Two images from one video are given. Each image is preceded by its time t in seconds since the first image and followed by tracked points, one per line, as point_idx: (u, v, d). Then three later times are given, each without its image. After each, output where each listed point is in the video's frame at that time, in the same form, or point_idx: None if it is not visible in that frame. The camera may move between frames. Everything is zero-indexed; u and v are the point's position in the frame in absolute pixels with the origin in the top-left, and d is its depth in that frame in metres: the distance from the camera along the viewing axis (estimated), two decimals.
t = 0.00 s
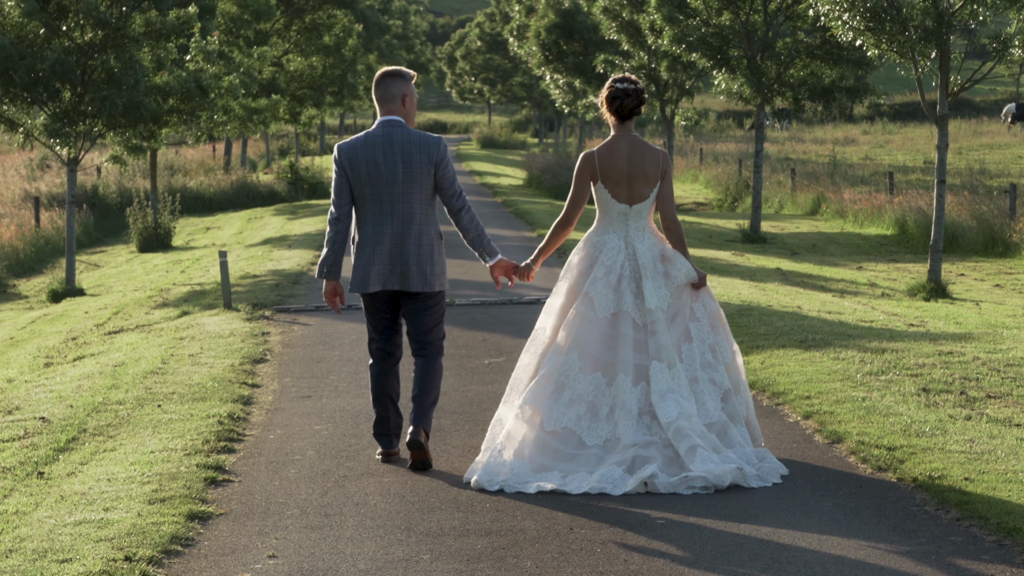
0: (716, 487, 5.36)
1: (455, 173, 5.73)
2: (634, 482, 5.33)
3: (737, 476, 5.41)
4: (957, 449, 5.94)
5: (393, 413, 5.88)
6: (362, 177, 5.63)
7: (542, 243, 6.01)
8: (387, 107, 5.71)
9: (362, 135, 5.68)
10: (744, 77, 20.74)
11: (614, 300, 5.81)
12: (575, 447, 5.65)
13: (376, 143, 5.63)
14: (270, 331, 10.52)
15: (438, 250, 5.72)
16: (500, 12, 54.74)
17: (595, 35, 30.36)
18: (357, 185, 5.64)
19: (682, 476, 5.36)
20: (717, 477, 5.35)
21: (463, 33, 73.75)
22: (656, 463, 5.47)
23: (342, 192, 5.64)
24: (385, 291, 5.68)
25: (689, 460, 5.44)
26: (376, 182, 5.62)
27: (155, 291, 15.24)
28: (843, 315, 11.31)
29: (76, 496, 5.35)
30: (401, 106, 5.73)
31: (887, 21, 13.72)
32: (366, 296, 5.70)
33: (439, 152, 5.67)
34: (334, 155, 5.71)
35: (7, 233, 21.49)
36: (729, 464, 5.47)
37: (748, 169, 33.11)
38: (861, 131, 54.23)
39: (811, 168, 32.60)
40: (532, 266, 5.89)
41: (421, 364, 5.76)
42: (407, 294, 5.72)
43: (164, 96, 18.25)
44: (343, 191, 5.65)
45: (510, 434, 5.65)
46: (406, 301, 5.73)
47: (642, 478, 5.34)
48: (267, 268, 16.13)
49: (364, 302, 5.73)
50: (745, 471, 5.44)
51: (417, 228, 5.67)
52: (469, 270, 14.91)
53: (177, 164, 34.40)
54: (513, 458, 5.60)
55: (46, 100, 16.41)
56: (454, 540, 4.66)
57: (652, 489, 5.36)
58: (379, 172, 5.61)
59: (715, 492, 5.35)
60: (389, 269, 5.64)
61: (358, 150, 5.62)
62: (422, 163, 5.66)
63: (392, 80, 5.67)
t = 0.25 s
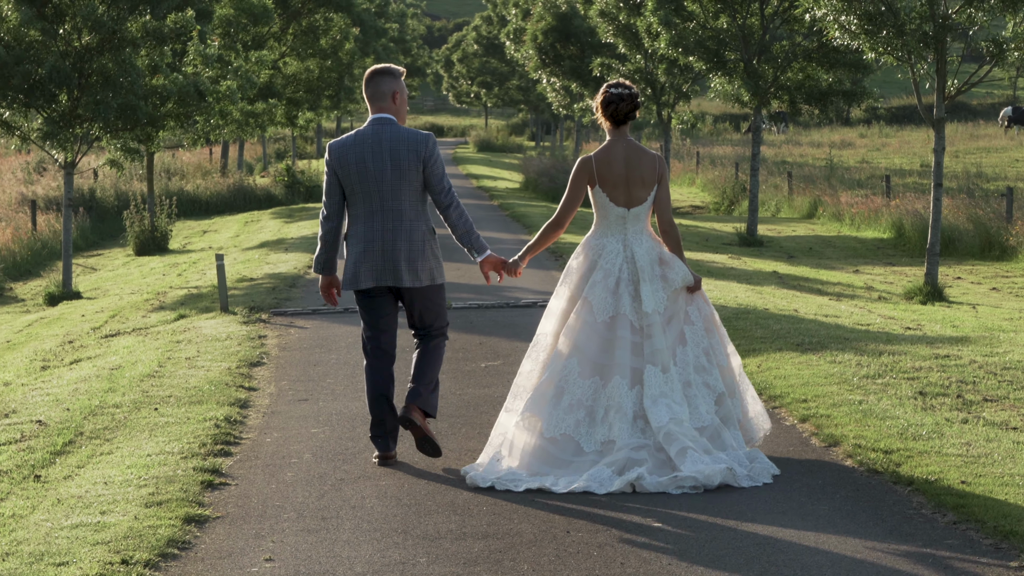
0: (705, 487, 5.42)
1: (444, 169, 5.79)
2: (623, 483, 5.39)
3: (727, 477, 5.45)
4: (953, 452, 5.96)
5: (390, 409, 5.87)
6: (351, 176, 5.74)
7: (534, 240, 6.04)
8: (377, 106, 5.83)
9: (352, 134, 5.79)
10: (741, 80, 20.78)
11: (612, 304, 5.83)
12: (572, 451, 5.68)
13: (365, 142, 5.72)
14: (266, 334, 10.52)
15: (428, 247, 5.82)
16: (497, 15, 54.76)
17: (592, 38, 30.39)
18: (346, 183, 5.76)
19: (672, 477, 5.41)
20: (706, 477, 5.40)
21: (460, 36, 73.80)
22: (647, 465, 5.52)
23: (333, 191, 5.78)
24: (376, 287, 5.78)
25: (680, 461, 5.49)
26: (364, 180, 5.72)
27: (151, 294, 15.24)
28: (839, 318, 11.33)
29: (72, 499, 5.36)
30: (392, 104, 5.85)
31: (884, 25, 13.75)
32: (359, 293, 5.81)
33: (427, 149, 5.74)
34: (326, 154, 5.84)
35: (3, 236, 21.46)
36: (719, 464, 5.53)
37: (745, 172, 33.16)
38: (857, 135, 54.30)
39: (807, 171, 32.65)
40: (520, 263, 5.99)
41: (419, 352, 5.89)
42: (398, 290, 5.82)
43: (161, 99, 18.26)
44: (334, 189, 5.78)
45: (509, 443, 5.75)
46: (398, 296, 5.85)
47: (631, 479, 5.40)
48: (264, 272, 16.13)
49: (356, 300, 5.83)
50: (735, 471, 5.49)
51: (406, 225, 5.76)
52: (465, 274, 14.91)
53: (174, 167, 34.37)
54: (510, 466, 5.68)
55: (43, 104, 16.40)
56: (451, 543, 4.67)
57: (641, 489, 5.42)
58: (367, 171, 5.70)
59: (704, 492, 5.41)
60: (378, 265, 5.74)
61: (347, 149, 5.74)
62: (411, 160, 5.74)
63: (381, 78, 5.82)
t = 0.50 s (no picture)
0: (698, 486, 5.45)
1: (441, 170, 5.80)
2: (618, 481, 5.43)
3: (720, 475, 5.49)
4: (951, 454, 5.96)
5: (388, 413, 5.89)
6: (349, 179, 5.75)
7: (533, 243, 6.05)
8: (375, 108, 5.82)
9: (350, 136, 5.80)
10: (739, 82, 20.79)
11: (611, 305, 5.86)
12: (570, 450, 5.70)
13: (363, 145, 5.74)
14: (264, 336, 10.50)
15: (426, 248, 5.86)
16: (495, 17, 54.76)
17: (590, 40, 30.38)
18: (345, 186, 5.78)
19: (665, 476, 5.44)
20: (700, 477, 5.43)
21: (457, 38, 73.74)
22: (643, 464, 5.54)
23: (331, 193, 5.80)
24: (376, 289, 5.80)
25: (675, 460, 5.51)
26: (362, 183, 5.74)
27: (149, 296, 15.23)
28: (837, 320, 11.34)
29: (70, 500, 5.35)
30: (389, 106, 5.85)
31: (883, 26, 13.77)
32: (357, 294, 5.85)
33: (424, 151, 5.75)
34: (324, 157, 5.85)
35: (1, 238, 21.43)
36: (713, 463, 5.55)
37: (742, 174, 33.16)
38: (855, 136, 54.35)
39: (805, 173, 32.65)
40: (519, 264, 6.06)
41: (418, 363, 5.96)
42: (397, 291, 5.86)
43: (158, 101, 18.24)
44: (333, 192, 5.81)
45: (506, 438, 5.75)
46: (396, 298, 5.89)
47: (626, 477, 5.44)
48: (261, 273, 16.12)
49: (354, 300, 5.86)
50: (728, 470, 5.53)
51: (404, 227, 5.79)
52: (463, 275, 14.91)
53: (171, 169, 34.34)
54: (507, 463, 5.70)
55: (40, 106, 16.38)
56: (449, 545, 4.67)
57: (635, 488, 5.45)
58: (365, 173, 5.72)
59: (697, 490, 5.44)
60: (377, 267, 5.75)
61: (345, 151, 5.75)
62: (408, 163, 5.75)
63: (379, 80, 5.80)
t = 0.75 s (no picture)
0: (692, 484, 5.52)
1: (445, 178, 5.82)
2: (616, 478, 5.48)
3: (714, 474, 5.55)
4: (949, 456, 5.97)
5: (386, 413, 5.91)
6: (353, 184, 5.76)
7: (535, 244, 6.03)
8: (381, 115, 5.84)
9: (355, 142, 5.82)
10: (737, 84, 20.80)
11: (614, 302, 5.87)
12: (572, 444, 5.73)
13: (367, 150, 5.75)
14: (262, 337, 10.50)
15: (426, 255, 5.86)
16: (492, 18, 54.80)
17: (587, 42, 30.39)
18: (349, 191, 5.79)
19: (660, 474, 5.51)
20: (694, 475, 5.49)
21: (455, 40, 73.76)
22: (642, 459, 5.58)
23: (335, 198, 5.83)
24: (376, 295, 5.81)
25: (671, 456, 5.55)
26: (365, 188, 5.75)
27: (147, 297, 15.22)
28: (835, 322, 11.35)
29: (67, 501, 5.35)
30: (395, 113, 5.87)
31: (881, 27, 13.79)
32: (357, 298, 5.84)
33: (429, 158, 5.76)
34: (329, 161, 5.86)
35: None
36: (709, 461, 5.60)
37: (740, 176, 33.20)
38: (852, 138, 54.41)
39: (803, 175, 32.68)
40: (520, 268, 6.01)
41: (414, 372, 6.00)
42: (397, 296, 5.86)
43: (156, 103, 18.22)
44: (337, 196, 5.82)
45: (507, 429, 5.78)
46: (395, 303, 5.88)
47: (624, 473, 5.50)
48: (259, 275, 16.12)
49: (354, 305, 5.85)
50: (723, 469, 5.59)
51: (405, 233, 5.80)
52: (460, 277, 14.91)
53: (169, 170, 34.32)
54: (508, 454, 5.74)
55: (38, 107, 16.36)
56: (446, 546, 4.67)
57: (633, 485, 5.52)
58: (369, 179, 5.73)
59: (690, 489, 5.51)
60: (378, 273, 5.76)
61: (350, 156, 5.76)
62: (412, 169, 5.76)
63: (385, 87, 5.82)
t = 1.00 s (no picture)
0: (691, 479, 5.61)
1: (456, 178, 5.96)
2: (623, 472, 5.57)
3: (712, 470, 5.65)
4: (948, 456, 5.97)
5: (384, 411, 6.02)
6: (365, 179, 5.87)
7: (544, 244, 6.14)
8: (395, 112, 5.94)
9: (368, 138, 5.92)
10: (736, 84, 20.80)
11: (622, 298, 6.02)
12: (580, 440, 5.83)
13: (381, 148, 5.86)
14: (261, 338, 10.49)
15: (435, 252, 5.99)
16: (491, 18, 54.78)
17: (586, 42, 30.37)
18: (360, 186, 5.89)
19: (660, 469, 5.61)
20: (692, 470, 5.58)
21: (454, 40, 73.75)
22: (648, 452, 5.69)
23: (347, 194, 5.91)
24: (384, 290, 5.92)
25: (673, 451, 5.66)
26: (378, 185, 5.86)
27: (146, 297, 15.21)
28: (834, 322, 11.36)
29: (67, 501, 5.35)
30: (409, 112, 5.97)
31: (881, 27, 13.78)
32: (365, 294, 5.95)
33: (442, 158, 5.90)
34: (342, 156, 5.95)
35: None
36: (708, 457, 5.70)
37: (739, 176, 33.20)
38: (852, 138, 54.42)
39: (802, 175, 32.69)
40: (531, 266, 6.13)
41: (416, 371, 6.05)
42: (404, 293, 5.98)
43: (155, 103, 18.21)
44: (349, 190, 5.91)
45: (516, 426, 5.89)
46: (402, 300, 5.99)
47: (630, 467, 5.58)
48: (258, 275, 16.11)
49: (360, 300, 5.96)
50: (721, 465, 5.68)
51: (416, 231, 5.92)
52: (460, 277, 14.90)
53: (167, 170, 34.30)
54: (517, 449, 5.84)
55: (37, 107, 16.34)
56: (445, 547, 4.67)
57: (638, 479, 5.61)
58: (382, 175, 5.84)
59: (688, 484, 5.60)
60: (387, 269, 5.88)
61: (364, 153, 5.87)
62: (424, 168, 5.90)
63: (401, 85, 5.91)
